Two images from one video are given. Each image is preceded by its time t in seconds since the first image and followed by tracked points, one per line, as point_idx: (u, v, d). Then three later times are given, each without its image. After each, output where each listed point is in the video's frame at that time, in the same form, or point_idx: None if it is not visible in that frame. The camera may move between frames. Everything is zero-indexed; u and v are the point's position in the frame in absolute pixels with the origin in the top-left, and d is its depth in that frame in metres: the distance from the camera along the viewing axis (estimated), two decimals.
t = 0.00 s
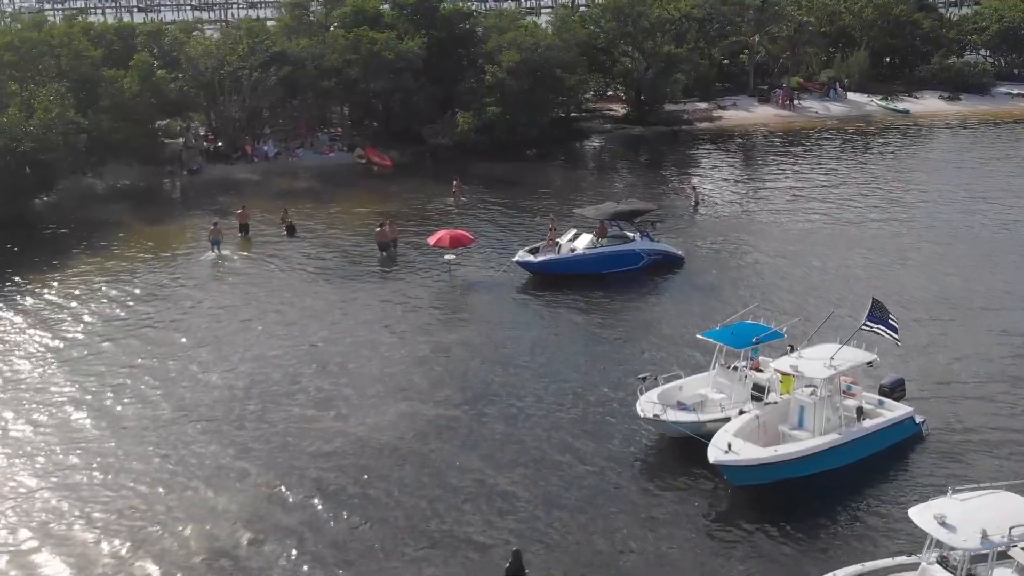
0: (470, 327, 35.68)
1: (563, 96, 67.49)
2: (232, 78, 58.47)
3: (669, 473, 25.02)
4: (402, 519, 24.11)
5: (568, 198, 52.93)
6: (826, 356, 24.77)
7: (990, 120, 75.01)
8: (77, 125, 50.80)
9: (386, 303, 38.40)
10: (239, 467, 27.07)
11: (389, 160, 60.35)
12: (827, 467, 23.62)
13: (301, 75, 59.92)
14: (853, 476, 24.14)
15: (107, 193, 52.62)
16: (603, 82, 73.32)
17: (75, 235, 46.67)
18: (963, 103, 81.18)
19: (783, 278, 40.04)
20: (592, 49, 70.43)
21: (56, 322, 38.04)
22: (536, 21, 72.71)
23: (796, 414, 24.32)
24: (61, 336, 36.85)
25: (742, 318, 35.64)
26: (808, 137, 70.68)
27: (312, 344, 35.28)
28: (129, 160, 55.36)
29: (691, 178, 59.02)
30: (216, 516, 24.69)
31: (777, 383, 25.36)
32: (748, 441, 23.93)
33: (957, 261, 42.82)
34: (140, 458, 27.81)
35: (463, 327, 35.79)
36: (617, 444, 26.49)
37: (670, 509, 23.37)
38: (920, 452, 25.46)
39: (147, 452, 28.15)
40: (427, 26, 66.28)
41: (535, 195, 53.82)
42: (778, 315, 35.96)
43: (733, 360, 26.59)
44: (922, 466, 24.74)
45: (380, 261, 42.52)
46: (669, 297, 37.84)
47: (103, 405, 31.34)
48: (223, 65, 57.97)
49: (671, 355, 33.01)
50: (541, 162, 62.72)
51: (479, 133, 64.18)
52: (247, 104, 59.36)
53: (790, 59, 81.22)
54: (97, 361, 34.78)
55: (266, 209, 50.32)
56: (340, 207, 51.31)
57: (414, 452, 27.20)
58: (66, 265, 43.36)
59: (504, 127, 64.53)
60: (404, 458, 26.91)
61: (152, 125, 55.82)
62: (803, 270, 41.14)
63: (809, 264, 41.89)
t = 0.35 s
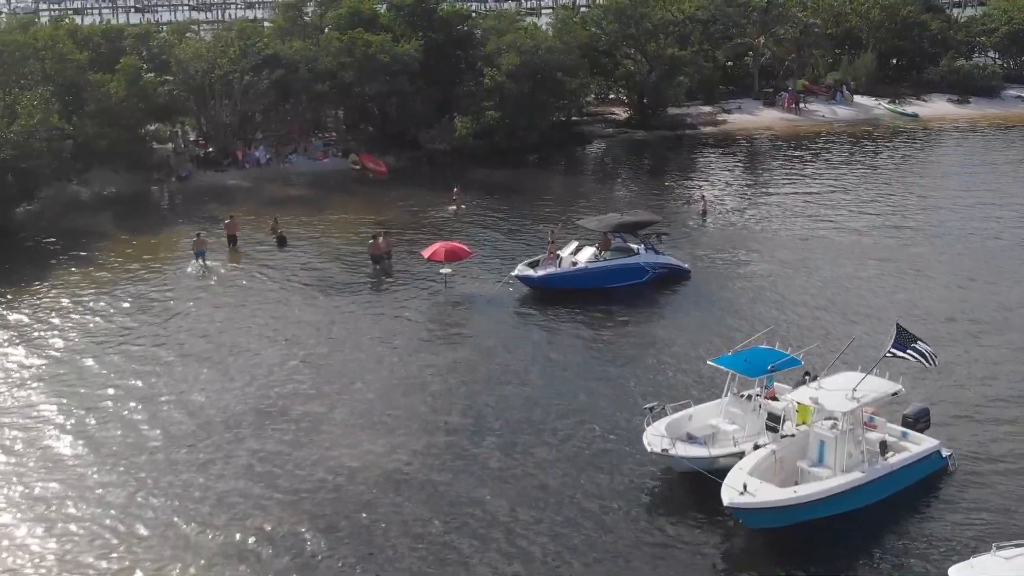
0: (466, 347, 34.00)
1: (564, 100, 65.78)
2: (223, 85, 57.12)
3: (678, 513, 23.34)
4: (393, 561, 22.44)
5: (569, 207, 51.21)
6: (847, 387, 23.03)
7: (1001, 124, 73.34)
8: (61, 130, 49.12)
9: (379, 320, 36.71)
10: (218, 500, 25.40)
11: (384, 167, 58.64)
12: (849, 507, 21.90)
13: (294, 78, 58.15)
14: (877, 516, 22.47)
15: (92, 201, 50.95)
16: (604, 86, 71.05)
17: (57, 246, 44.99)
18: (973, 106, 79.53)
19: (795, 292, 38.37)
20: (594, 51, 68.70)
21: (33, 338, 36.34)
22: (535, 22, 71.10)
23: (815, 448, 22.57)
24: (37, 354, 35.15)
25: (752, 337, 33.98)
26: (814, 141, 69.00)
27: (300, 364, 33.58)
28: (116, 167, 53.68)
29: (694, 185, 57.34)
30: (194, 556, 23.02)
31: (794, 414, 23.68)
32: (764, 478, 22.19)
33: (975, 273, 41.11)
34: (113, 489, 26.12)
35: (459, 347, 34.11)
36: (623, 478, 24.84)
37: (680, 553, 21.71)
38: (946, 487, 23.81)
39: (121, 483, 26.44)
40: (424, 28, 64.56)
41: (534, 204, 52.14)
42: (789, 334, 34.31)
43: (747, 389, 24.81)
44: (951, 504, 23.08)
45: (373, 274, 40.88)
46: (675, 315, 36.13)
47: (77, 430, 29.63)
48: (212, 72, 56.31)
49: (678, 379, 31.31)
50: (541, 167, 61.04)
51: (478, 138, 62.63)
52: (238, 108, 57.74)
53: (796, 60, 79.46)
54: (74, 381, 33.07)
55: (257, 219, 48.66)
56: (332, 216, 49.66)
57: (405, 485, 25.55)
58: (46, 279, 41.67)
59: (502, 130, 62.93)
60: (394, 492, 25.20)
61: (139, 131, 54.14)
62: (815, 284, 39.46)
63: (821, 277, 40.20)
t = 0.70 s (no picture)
0: (462, 370, 32.17)
1: (566, 104, 63.97)
2: (214, 90, 55.88)
3: (691, 564, 21.48)
4: None
5: (571, 218, 49.37)
6: (876, 428, 21.37)
7: (1014, 128, 71.39)
8: (42, 137, 47.32)
9: (371, 339, 34.90)
10: (191, 543, 23.55)
11: (380, 173, 56.89)
12: (879, 560, 19.97)
13: (287, 81, 56.21)
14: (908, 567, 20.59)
15: (75, 210, 49.14)
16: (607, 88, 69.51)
17: (36, 258, 43.18)
18: (984, 110, 77.62)
19: (809, 309, 36.46)
20: (596, 54, 66.65)
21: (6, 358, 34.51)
22: (536, 24, 69.26)
23: (841, 493, 20.75)
24: (9, 375, 33.30)
25: (766, 359, 32.17)
26: (821, 146, 67.18)
27: (286, 387, 31.76)
28: (100, 175, 51.86)
29: (700, 193, 55.53)
30: None
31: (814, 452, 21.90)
32: (786, 526, 20.33)
33: (997, 288, 39.20)
34: (80, 529, 24.30)
35: (455, 369, 32.27)
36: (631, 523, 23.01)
37: None
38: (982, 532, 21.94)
39: (88, 522, 24.60)
40: (421, 29, 62.67)
41: (535, 214, 50.31)
42: (804, 356, 32.48)
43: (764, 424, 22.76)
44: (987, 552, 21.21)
45: (365, 289, 39.01)
46: (684, 333, 34.29)
47: (46, 461, 27.79)
48: (200, 74, 55.10)
49: (688, 405, 29.46)
50: (542, 174, 59.15)
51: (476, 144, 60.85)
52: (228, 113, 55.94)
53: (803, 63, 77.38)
54: (46, 405, 31.22)
55: (246, 229, 46.88)
56: (326, 225, 47.83)
57: (396, 527, 23.74)
58: (23, 294, 39.84)
59: (501, 135, 60.95)
60: (383, 536, 23.41)
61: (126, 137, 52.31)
62: (829, 300, 37.55)
63: (836, 292, 38.35)
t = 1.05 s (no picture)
0: (458, 394, 30.49)
1: (567, 108, 62.02)
2: (203, 94, 54.19)
3: None
4: None
5: (571, 230, 47.73)
6: (908, 473, 19.60)
7: None
8: (22, 145, 45.49)
9: (363, 359, 33.19)
10: None
11: (374, 180, 55.23)
12: None
13: (278, 85, 54.78)
14: None
15: (58, 221, 47.40)
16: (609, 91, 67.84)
17: (14, 272, 41.40)
18: (995, 114, 75.82)
19: (823, 328, 34.64)
20: (597, 57, 64.97)
21: None
22: (536, 26, 67.53)
23: (869, 544, 18.81)
24: None
25: (779, 385, 30.43)
26: (829, 152, 65.49)
27: (272, 412, 30.04)
28: (85, 182, 50.10)
29: (705, 201, 53.85)
30: None
31: (837, 493, 19.81)
32: None
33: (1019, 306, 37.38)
34: None
35: (450, 393, 30.58)
36: None
37: None
38: None
39: (55, 565, 22.87)
40: (418, 32, 60.95)
41: (534, 224, 48.63)
42: (818, 380, 30.82)
43: (783, 463, 21.19)
44: None
45: (356, 305, 37.23)
46: (691, 354, 32.58)
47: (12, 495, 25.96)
48: (189, 78, 53.44)
49: (697, 434, 27.79)
50: (542, 181, 57.35)
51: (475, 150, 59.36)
52: (218, 118, 54.11)
53: (809, 65, 76.88)
54: (16, 432, 29.38)
55: (236, 241, 45.20)
56: (317, 236, 46.16)
57: None
58: None
59: (501, 141, 59.22)
60: None
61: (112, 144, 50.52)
62: (844, 317, 35.72)
63: (850, 308, 36.65)
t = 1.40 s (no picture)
0: (452, 424, 28.57)
1: (567, 113, 59.76)
2: (191, 99, 52.39)
3: None
4: None
5: (572, 242, 45.78)
6: (950, 532, 18.42)
7: None
8: None
9: (352, 384, 31.26)
10: None
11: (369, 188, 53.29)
12: None
13: (269, 89, 52.84)
14: None
15: (38, 232, 45.49)
16: (612, 94, 65.74)
17: None
18: (1008, 118, 73.96)
19: (841, 351, 32.79)
20: (600, 58, 63.29)
21: None
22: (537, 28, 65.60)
23: None
24: None
25: (798, 415, 28.56)
26: (837, 157, 63.55)
27: (253, 441, 28.12)
28: (67, 192, 48.19)
29: (711, 210, 51.87)
30: None
31: (867, 545, 18.33)
32: None
33: None
34: None
35: (444, 423, 28.66)
36: None
37: None
38: None
39: None
40: (416, 34, 59.02)
41: (534, 236, 46.67)
42: (837, 409, 28.91)
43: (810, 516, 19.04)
44: None
45: (347, 325, 35.30)
46: (701, 379, 30.62)
47: None
48: (177, 82, 51.64)
49: (708, 471, 25.87)
50: (543, 189, 55.42)
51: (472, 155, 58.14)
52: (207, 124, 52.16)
53: (818, 67, 75.51)
54: None
55: (222, 254, 43.31)
56: (308, 249, 44.28)
57: None
58: None
59: (500, 147, 58.00)
60: None
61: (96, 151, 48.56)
62: (863, 338, 33.82)
63: (868, 328, 34.72)
